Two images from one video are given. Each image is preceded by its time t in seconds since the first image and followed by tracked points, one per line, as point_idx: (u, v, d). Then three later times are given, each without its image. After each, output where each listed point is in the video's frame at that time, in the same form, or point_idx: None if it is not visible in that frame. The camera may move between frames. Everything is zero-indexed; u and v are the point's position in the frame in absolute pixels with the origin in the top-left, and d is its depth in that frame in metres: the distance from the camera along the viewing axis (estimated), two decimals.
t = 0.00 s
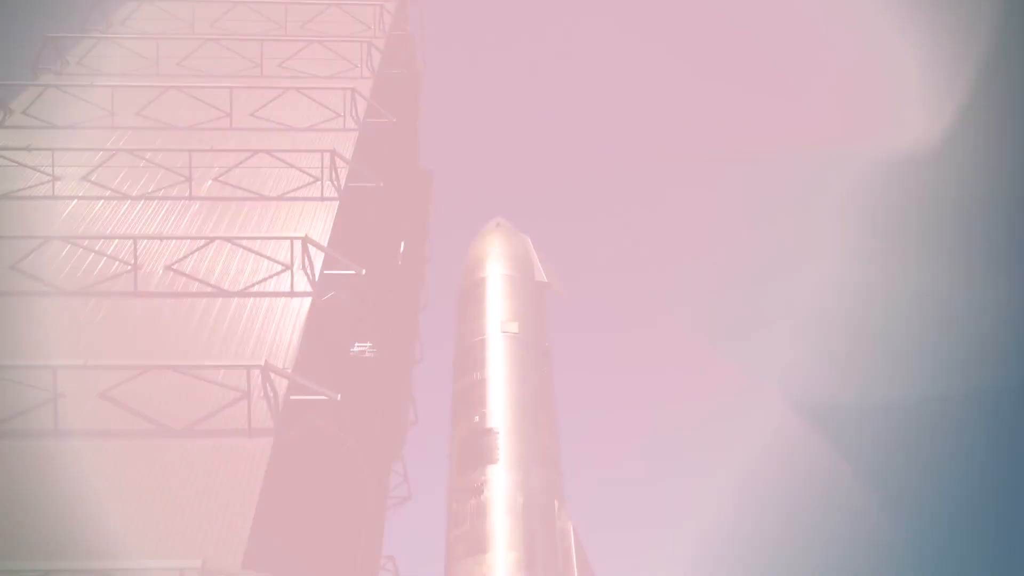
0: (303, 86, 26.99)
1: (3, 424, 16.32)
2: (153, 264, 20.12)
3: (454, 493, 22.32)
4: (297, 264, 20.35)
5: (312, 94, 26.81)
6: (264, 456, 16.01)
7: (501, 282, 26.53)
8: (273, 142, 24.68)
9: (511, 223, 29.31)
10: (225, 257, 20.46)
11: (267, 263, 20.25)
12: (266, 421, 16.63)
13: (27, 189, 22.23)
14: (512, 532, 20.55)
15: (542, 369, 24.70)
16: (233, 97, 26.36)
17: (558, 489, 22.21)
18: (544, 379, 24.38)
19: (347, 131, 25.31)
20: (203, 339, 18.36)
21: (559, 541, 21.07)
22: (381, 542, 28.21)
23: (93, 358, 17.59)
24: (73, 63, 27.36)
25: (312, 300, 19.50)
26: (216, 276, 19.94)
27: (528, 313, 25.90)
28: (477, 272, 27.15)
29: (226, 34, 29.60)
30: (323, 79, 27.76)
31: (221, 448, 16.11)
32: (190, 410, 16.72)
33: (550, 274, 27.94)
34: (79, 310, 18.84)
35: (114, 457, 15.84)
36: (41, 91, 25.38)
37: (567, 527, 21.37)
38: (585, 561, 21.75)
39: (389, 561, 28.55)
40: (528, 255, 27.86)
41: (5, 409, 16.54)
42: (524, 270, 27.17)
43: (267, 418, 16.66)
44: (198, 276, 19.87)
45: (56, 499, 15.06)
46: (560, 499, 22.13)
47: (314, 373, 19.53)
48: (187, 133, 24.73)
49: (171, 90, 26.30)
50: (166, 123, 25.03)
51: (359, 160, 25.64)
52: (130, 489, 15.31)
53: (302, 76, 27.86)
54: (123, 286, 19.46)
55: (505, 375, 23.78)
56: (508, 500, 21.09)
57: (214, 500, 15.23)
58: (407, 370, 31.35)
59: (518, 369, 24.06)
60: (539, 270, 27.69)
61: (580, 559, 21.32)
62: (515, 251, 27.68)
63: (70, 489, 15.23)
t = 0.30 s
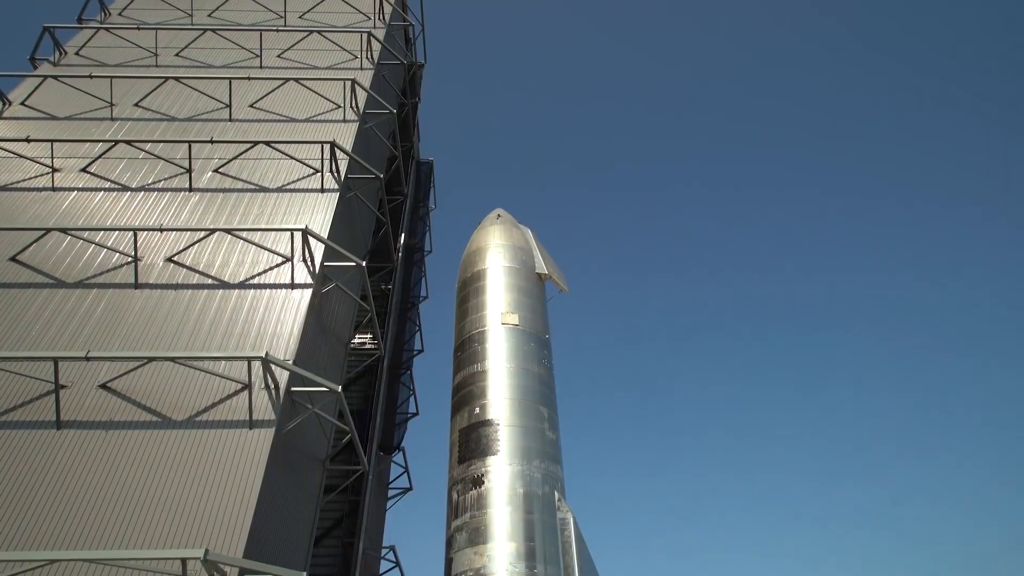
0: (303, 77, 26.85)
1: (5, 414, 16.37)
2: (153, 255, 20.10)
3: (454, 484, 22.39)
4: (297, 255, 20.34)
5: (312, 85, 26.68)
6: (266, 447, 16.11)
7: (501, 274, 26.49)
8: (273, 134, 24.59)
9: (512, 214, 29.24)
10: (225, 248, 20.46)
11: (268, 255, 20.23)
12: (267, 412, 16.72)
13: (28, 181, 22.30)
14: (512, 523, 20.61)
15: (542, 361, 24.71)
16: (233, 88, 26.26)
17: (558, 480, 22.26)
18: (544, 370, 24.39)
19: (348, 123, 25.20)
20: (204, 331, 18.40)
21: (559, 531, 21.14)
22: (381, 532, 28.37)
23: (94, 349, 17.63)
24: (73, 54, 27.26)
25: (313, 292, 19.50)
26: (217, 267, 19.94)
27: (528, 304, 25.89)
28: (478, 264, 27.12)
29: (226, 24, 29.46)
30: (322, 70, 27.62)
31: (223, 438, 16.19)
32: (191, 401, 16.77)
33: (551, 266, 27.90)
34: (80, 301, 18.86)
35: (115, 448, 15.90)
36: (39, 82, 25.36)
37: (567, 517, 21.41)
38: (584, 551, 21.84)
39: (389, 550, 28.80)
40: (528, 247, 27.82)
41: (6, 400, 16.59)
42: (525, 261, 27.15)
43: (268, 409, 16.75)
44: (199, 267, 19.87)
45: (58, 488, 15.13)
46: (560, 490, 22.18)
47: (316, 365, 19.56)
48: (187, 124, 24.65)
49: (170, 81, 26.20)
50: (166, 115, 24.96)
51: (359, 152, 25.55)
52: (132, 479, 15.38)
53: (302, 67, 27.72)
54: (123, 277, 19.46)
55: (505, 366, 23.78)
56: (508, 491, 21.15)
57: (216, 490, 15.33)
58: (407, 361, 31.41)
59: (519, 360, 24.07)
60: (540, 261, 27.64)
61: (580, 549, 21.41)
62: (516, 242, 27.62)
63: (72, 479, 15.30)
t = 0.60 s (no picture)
0: (303, 68, 26.74)
1: (6, 405, 16.41)
2: (153, 247, 20.09)
3: (455, 475, 22.47)
4: (297, 247, 20.32)
5: (312, 76, 26.57)
6: (267, 439, 16.15)
7: (502, 266, 26.48)
8: (273, 125, 24.51)
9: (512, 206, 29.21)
10: (225, 240, 20.45)
11: (268, 247, 20.22)
12: (268, 403, 16.76)
13: (27, 172, 22.25)
14: (512, 514, 20.68)
15: (542, 353, 24.75)
16: (233, 79, 26.16)
17: (558, 471, 22.33)
18: (545, 362, 24.43)
19: (348, 114, 25.11)
20: (204, 322, 18.41)
21: (559, 522, 21.22)
22: (382, 523, 28.47)
23: (95, 341, 17.65)
24: (71, 44, 27.14)
25: (313, 283, 19.51)
26: (217, 259, 19.93)
27: (528, 296, 25.89)
28: (478, 256, 27.11)
29: (225, 14, 29.32)
30: (322, 61, 27.50)
31: (224, 430, 16.23)
32: (193, 392, 16.80)
33: (551, 258, 27.88)
34: (81, 293, 18.87)
35: (117, 439, 15.95)
36: (38, 72, 25.25)
37: (567, 508, 21.50)
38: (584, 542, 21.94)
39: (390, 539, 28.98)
40: (528, 239, 27.80)
41: (7, 392, 16.63)
42: (525, 253, 27.13)
43: (269, 401, 16.79)
44: (199, 259, 19.87)
45: (60, 480, 15.19)
46: (560, 481, 22.25)
47: (316, 356, 19.59)
48: (186, 115, 24.57)
49: (169, 72, 26.09)
50: (165, 106, 24.87)
51: (359, 144, 25.48)
52: (134, 471, 15.43)
53: (302, 58, 27.61)
54: (123, 269, 19.45)
55: (506, 358, 23.80)
56: (508, 482, 21.22)
57: (217, 483, 15.37)
58: (407, 353, 31.43)
59: (519, 352, 24.10)
60: (540, 253, 27.63)
61: (580, 540, 21.50)
62: (516, 234, 27.60)
63: (74, 470, 15.35)
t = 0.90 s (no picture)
0: (303, 58, 26.63)
1: (9, 397, 16.45)
2: (154, 239, 20.07)
3: (455, 467, 22.57)
4: (298, 239, 20.30)
5: (312, 67, 26.46)
6: (268, 431, 16.19)
7: (502, 258, 26.47)
8: (273, 116, 24.44)
9: (513, 198, 29.17)
10: (226, 233, 20.43)
11: (268, 239, 20.19)
12: (269, 395, 16.80)
13: (27, 164, 22.21)
14: (512, 505, 20.74)
15: (543, 345, 24.76)
16: (233, 70, 26.05)
17: (558, 463, 22.39)
18: (545, 354, 24.44)
19: (348, 106, 25.01)
20: (205, 314, 18.42)
21: (559, 514, 21.28)
22: (382, 514, 28.62)
23: (97, 332, 17.67)
24: (70, 35, 27.02)
25: (314, 276, 19.50)
26: (217, 251, 19.91)
27: (529, 288, 25.87)
28: (478, 248, 27.10)
29: (224, 5, 29.19)
30: (322, 52, 27.38)
31: (225, 422, 16.27)
32: (194, 385, 16.84)
33: (551, 250, 27.84)
34: (82, 285, 18.87)
35: (119, 431, 15.98)
36: (37, 63, 25.19)
37: (567, 499, 21.58)
38: (584, 533, 22.01)
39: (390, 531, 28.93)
40: (529, 231, 27.76)
41: (9, 383, 16.68)
42: (525, 245, 27.10)
43: (270, 392, 16.82)
44: (200, 251, 19.86)
45: (62, 472, 15.23)
46: (561, 473, 22.31)
47: (317, 349, 19.60)
48: (186, 106, 24.51)
49: (169, 63, 25.98)
50: (164, 97, 24.79)
51: (359, 135, 25.39)
52: (136, 463, 15.47)
53: (302, 49, 27.49)
54: (124, 261, 19.45)
55: (506, 350, 23.82)
56: (508, 474, 21.28)
57: (218, 474, 15.42)
58: (407, 345, 31.47)
59: (519, 344, 24.12)
60: (541, 245, 27.60)
61: (580, 531, 21.57)
62: (516, 226, 27.57)
63: (76, 463, 15.39)
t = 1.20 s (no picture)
0: (303, 49, 26.51)
1: (11, 387, 16.51)
2: (154, 230, 20.07)
3: (455, 458, 22.67)
4: (298, 231, 20.29)
5: (312, 58, 26.34)
6: (269, 422, 16.24)
7: (503, 249, 26.47)
8: (273, 107, 24.35)
9: (513, 189, 29.12)
10: (227, 224, 20.43)
11: (269, 230, 20.18)
12: (271, 386, 16.84)
13: (27, 155, 22.17)
14: (512, 496, 20.83)
15: (543, 336, 24.78)
16: (232, 60, 25.95)
17: (558, 453, 22.46)
18: (545, 345, 24.47)
19: (348, 96, 24.92)
20: (206, 306, 18.44)
21: (559, 504, 21.38)
22: (383, 503, 28.75)
23: (98, 323, 17.70)
24: (68, 25, 26.90)
25: (314, 267, 19.49)
26: (218, 243, 19.91)
27: (529, 280, 25.86)
28: (479, 240, 27.09)
29: None
30: (322, 42, 27.25)
31: (226, 413, 16.32)
32: (195, 375, 16.88)
33: (552, 241, 27.81)
34: (83, 276, 18.89)
35: (121, 422, 16.03)
36: (36, 53, 25.10)
37: (567, 490, 21.67)
38: (584, 524, 22.11)
39: (393, 520, 29.13)
40: (529, 222, 27.73)
41: (12, 373, 16.73)
42: (526, 237, 27.07)
43: (271, 383, 16.87)
44: (200, 242, 19.86)
45: (65, 462, 15.30)
46: (561, 464, 22.40)
47: (318, 340, 19.63)
48: (186, 97, 24.43)
49: (168, 53, 25.89)
50: (164, 87, 24.72)
51: (359, 126, 25.29)
52: (138, 453, 15.54)
53: (302, 39, 27.37)
54: (125, 252, 19.46)
55: (506, 342, 23.85)
56: (508, 465, 21.36)
57: (219, 465, 15.48)
58: (408, 336, 31.51)
59: (519, 335, 24.15)
60: (541, 237, 27.58)
61: (580, 522, 21.67)
62: (517, 218, 27.54)
63: (79, 452, 15.46)
